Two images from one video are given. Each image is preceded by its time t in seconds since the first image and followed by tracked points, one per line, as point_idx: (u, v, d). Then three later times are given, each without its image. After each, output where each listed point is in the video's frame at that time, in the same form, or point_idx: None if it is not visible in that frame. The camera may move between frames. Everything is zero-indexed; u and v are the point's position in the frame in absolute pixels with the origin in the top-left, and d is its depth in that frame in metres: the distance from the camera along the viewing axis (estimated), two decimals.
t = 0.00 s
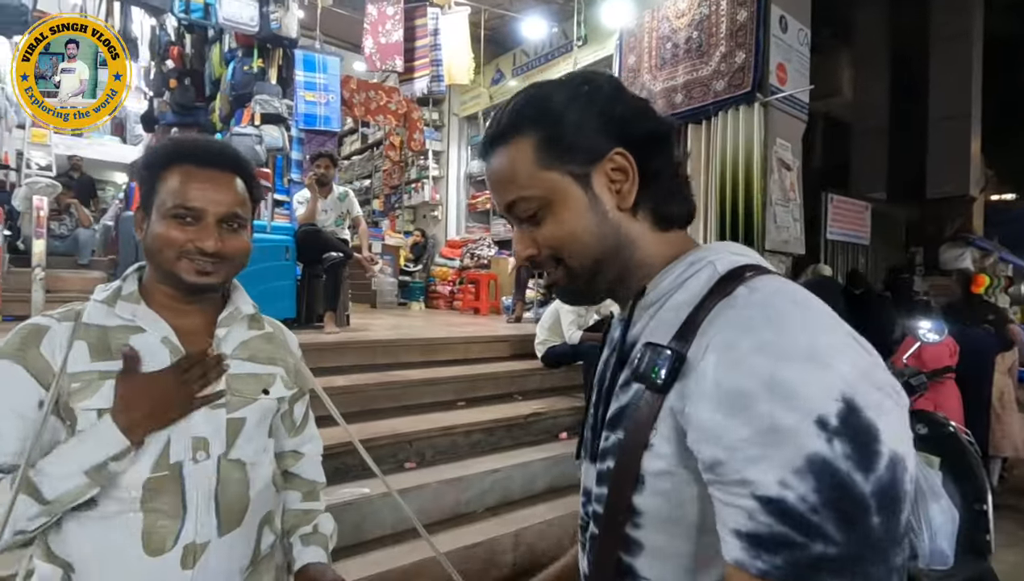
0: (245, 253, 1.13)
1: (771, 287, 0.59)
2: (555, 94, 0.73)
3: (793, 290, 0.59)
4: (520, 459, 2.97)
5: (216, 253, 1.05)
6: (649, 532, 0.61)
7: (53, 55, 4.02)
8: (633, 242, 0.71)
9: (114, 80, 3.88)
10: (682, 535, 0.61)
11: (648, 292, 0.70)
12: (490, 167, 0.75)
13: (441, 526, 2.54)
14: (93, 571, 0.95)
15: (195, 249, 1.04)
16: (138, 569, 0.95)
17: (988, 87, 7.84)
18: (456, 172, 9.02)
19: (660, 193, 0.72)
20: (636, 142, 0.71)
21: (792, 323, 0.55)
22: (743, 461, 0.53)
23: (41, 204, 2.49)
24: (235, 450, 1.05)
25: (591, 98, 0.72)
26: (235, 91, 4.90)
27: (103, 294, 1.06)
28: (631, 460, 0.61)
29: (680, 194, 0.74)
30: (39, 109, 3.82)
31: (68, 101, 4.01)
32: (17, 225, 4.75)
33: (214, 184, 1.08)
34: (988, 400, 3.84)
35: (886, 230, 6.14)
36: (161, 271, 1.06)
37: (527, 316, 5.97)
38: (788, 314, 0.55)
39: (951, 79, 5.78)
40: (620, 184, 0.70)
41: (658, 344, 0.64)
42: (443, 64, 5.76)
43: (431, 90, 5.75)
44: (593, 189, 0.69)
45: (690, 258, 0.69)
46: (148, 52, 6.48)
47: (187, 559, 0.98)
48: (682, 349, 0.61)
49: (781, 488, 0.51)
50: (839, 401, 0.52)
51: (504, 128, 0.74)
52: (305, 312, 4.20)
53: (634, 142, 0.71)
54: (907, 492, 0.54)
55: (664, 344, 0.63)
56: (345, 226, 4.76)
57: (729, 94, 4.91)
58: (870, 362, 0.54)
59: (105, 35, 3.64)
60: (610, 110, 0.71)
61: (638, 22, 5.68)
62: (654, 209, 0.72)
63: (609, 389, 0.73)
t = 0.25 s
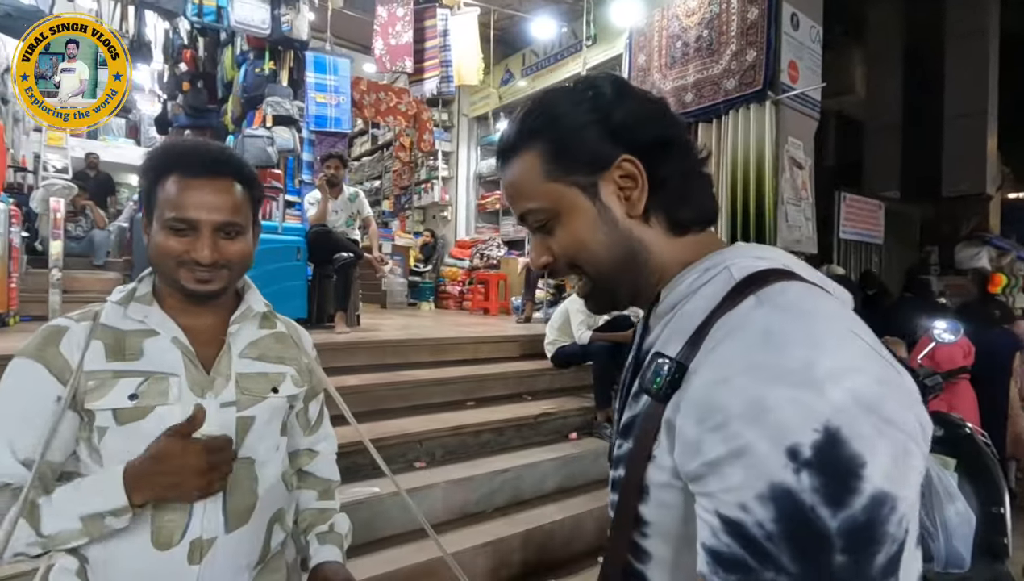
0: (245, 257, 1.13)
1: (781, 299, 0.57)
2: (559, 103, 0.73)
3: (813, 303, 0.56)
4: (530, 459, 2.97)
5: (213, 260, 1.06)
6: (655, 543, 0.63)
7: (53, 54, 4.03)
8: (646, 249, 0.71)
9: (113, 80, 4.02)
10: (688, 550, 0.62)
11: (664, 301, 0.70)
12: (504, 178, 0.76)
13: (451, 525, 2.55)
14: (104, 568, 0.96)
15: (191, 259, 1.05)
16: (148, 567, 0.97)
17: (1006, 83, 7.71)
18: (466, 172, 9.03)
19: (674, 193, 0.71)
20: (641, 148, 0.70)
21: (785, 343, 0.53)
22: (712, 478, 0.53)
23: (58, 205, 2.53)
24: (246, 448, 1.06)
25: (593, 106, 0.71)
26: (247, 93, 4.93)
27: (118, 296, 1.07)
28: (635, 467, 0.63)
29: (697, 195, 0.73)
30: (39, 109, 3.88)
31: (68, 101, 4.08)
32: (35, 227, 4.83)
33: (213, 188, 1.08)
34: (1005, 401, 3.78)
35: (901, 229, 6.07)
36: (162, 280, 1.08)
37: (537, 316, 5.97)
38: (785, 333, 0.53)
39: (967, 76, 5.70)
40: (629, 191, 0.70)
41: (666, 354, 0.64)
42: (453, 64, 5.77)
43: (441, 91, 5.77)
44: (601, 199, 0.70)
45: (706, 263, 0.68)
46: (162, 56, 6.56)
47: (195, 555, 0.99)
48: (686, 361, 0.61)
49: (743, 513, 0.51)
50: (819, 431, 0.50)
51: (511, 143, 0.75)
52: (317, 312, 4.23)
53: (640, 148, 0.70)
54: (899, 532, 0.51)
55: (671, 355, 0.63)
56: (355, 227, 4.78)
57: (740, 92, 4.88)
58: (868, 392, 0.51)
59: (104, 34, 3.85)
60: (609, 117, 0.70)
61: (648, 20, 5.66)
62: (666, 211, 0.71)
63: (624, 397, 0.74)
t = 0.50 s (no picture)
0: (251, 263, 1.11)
1: (808, 302, 0.53)
2: (605, 80, 0.69)
3: (848, 306, 0.52)
4: (540, 458, 2.97)
5: (212, 273, 1.04)
6: (676, 555, 0.60)
7: (53, 55, 4.05)
8: (681, 239, 0.67)
9: (113, 80, 3.92)
10: (710, 566, 0.59)
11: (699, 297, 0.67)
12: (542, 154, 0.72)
13: (463, 524, 2.55)
14: (130, 557, 0.98)
15: (194, 275, 1.04)
16: (169, 558, 0.98)
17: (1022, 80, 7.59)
18: (475, 173, 9.05)
19: (720, 183, 0.66)
20: (689, 135, 0.65)
21: (818, 359, 0.49)
22: (744, 511, 0.50)
23: (76, 206, 2.57)
24: (260, 442, 1.07)
25: (640, 85, 0.67)
26: (259, 95, 5.00)
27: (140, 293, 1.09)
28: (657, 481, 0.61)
29: (746, 188, 0.67)
30: (38, 109, 3.83)
31: (68, 101, 4.03)
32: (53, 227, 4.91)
33: (210, 198, 1.05)
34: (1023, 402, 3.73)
35: (914, 228, 6.00)
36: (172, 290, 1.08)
37: (547, 316, 5.96)
38: (814, 345, 0.50)
39: (982, 73, 5.62)
40: (669, 178, 0.65)
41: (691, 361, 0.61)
42: (463, 65, 5.79)
43: (451, 91, 5.79)
44: (638, 184, 0.66)
45: (743, 260, 0.64)
46: (176, 59, 6.64)
47: (211, 548, 1.00)
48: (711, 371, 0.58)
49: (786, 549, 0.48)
50: (858, 452, 0.46)
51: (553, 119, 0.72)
52: (329, 311, 4.26)
53: (688, 136, 0.65)
54: (965, 559, 0.47)
55: (694, 363, 0.61)
56: (366, 227, 4.81)
57: (751, 91, 4.85)
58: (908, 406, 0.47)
59: (102, 34, 3.69)
60: (655, 100, 0.66)
61: (658, 20, 5.64)
62: (704, 202, 0.66)
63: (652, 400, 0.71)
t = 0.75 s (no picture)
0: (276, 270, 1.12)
1: (897, 315, 0.45)
2: (687, 21, 0.61)
3: (946, 322, 0.43)
4: (556, 458, 2.97)
5: (239, 283, 1.05)
6: None
7: (53, 54, 3.83)
8: (730, 215, 0.60)
9: (113, 80, 3.81)
10: None
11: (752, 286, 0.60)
12: (604, 96, 0.67)
13: (479, 523, 2.56)
14: (161, 552, 1.01)
15: (221, 282, 1.05)
16: (199, 551, 1.01)
17: None
18: (490, 173, 9.06)
19: (790, 156, 0.57)
20: (763, 97, 0.56)
21: (915, 395, 0.41)
22: (821, 568, 0.43)
23: (101, 208, 2.63)
24: (283, 441, 1.08)
25: (724, 33, 0.58)
26: (277, 97, 5.06)
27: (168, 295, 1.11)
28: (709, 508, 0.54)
29: (822, 170, 0.58)
30: (39, 109, 3.58)
31: (69, 101, 3.81)
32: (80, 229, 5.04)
33: (240, 207, 1.06)
34: None
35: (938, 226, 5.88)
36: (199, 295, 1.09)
37: (562, 316, 5.96)
38: (906, 373, 0.42)
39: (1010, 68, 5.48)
40: (727, 143, 0.58)
41: (751, 374, 0.54)
42: (478, 65, 5.81)
43: (466, 92, 5.80)
44: (689, 145, 0.59)
45: (812, 258, 0.56)
46: (197, 63, 6.75)
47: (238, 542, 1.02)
48: (773, 389, 0.51)
49: None
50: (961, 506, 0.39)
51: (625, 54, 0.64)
52: (346, 311, 4.31)
53: (762, 96, 0.56)
54: None
55: (755, 376, 0.53)
56: (382, 227, 4.84)
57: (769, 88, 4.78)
58: None
59: (104, 33, 3.60)
60: (735, 50, 0.57)
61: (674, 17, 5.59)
62: (769, 179, 0.57)
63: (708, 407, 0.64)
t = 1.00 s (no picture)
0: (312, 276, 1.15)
1: None
2: None
3: None
4: (564, 458, 2.97)
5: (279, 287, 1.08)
6: None
7: (51, 53, 3.28)
8: (803, 220, 0.50)
9: (114, 80, 3.26)
10: None
11: (833, 304, 0.50)
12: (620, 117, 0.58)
13: (488, 522, 2.57)
14: (184, 546, 1.02)
15: (261, 283, 1.08)
16: (221, 545, 1.02)
17: None
18: (498, 172, 9.07)
19: (862, 141, 0.48)
20: (814, 76, 0.48)
21: None
22: None
23: (116, 208, 2.66)
24: (304, 440, 1.10)
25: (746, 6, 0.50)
26: (288, 97, 5.12)
27: (194, 294, 1.13)
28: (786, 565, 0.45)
29: (904, 145, 0.49)
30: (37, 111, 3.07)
31: (67, 101, 3.20)
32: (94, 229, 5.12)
33: (288, 214, 1.09)
34: None
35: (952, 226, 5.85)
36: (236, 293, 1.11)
37: (571, 315, 5.95)
38: None
39: None
40: (787, 139, 0.49)
41: (831, 407, 0.45)
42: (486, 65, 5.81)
43: (475, 91, 5.80)
44: (740, 152, 0.50)
45: (903, 267, 0.46)
46: (208, 64, 6.82)
47: (260, 538, 1.04)
48: (870, 432, 0.41)
49: None
50: None
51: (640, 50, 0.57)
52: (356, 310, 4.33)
53: (811, 77, 0.48)
54: None
55: (840, 412, 0.44)
56: (391, 227, 4.87)
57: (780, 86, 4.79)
58: None
59: (104, 34, 3.22)
60: (765, 27, 0.49)
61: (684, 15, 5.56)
62: (838, 171, 0.48)
63: (765, 437, 0.55)
